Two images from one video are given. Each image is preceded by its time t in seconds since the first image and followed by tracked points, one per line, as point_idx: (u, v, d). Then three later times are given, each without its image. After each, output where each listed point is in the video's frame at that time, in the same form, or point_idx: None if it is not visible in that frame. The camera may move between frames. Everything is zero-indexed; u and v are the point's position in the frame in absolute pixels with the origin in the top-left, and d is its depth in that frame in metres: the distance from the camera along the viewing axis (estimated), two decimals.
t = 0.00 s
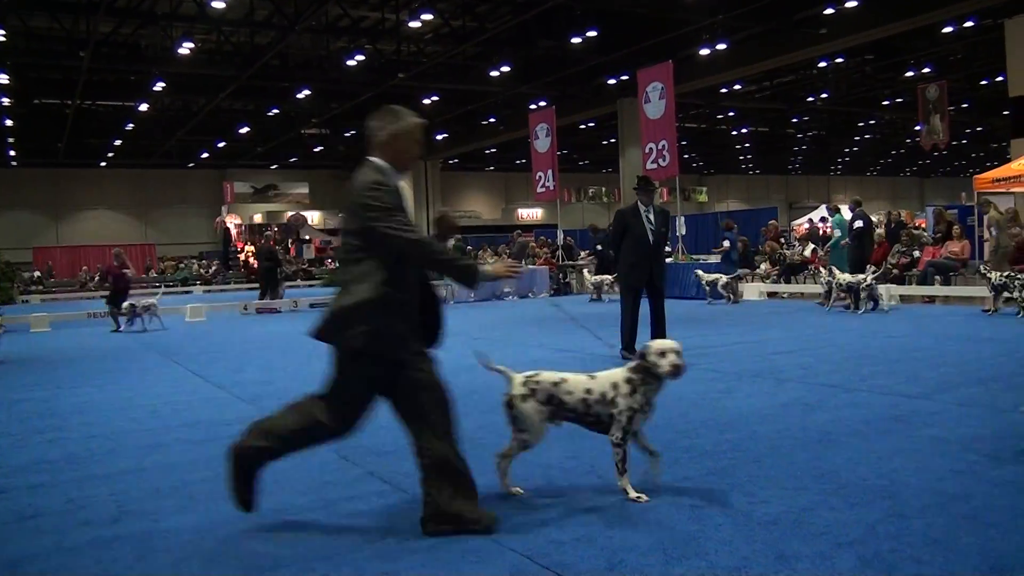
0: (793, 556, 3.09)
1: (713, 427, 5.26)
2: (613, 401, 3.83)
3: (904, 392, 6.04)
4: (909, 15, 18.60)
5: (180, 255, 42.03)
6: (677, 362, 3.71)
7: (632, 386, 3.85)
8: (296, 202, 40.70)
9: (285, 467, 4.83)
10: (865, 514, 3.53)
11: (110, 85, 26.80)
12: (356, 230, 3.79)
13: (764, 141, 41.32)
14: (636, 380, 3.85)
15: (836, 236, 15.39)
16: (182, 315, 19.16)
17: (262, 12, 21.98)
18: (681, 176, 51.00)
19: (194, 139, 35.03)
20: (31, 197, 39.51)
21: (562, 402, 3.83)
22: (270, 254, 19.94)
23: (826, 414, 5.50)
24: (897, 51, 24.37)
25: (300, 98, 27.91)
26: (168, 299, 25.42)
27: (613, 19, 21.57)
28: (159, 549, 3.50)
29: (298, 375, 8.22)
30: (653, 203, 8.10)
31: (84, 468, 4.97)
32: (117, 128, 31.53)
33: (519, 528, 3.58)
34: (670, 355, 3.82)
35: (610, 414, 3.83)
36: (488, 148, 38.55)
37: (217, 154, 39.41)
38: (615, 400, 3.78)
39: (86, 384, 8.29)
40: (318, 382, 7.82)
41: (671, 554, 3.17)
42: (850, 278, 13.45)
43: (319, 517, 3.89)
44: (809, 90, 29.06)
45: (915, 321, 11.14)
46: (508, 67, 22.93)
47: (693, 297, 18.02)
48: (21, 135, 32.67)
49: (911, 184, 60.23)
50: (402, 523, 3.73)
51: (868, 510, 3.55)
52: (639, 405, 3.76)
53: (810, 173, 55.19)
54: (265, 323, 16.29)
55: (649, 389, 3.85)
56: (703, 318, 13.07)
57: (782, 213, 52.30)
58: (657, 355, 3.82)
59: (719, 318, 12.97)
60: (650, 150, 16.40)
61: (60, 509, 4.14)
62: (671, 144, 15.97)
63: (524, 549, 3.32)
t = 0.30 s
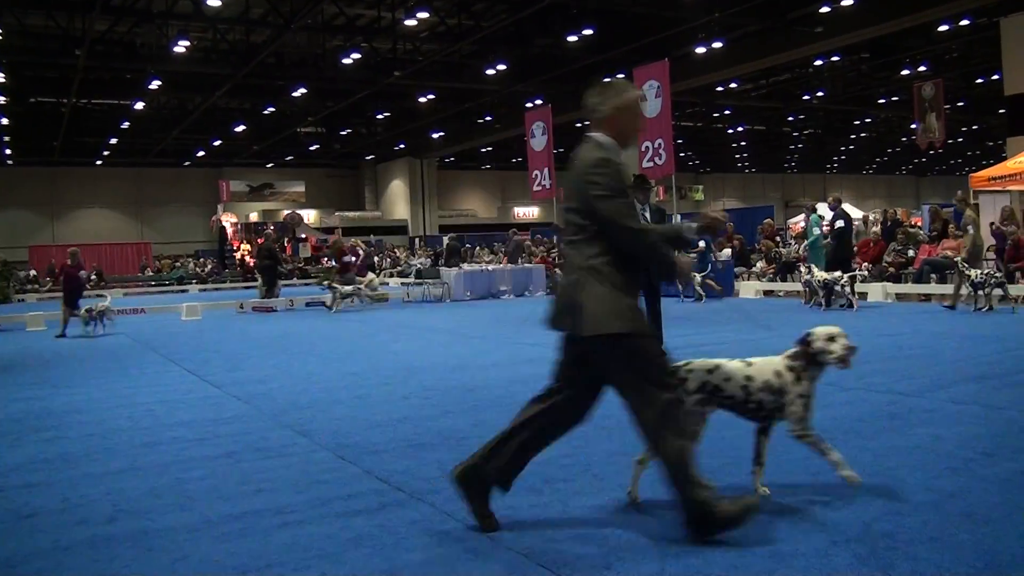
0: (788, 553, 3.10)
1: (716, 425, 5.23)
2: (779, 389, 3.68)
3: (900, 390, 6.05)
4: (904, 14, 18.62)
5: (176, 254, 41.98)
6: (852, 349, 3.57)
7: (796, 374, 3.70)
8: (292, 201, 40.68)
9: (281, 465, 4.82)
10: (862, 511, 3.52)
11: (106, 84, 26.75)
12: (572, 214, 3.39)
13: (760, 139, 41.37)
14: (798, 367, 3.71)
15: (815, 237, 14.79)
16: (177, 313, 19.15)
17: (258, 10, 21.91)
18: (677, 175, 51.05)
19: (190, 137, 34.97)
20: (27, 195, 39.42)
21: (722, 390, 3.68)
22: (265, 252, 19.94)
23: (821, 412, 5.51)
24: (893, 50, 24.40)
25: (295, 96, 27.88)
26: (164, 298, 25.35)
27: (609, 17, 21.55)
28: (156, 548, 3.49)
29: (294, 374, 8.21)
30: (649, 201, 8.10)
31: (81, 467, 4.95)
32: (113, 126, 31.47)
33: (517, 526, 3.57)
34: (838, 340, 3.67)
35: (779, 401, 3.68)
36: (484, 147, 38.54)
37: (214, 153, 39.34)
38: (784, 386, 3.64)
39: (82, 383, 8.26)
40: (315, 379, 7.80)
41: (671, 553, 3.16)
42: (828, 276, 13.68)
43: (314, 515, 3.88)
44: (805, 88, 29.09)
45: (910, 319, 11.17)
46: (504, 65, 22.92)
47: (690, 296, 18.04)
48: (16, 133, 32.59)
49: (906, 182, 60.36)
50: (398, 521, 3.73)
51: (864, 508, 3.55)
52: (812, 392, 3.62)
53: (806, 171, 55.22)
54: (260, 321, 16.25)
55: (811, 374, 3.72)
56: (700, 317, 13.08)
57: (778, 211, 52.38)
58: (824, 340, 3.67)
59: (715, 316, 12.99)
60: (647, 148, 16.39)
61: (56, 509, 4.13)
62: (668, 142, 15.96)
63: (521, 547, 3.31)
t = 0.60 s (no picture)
0: (784, 552, 3.10)
1: (713, 425, 5.24)
2: (914, 381, 3.68)
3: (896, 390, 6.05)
4: (901, 13, 18.63)
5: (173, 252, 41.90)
6: (1000, 338, 3.61)
7: (931, 368, 3.71)
8: (289, 199, 40.61)
9: (277, 463, 4.81)
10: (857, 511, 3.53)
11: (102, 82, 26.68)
12: (824, 209, 3.31)
13: (757, 138, 41.42)
14: (936, 360, 3.71)
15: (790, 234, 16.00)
16: (174, 312, 19.14)
17: (255, 9, 21.86)
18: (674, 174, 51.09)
19: (186, 135, 34.90)
20: (23, 194, 39.30)
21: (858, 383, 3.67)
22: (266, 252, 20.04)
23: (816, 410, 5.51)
24: (891, 48, 24.41)
25: (293, 95, 27.86)
26: (161, 296, 25.31)
27: (607, 17, 21.56)
28: (152, 547, 3.48)
29: (291, 373, 8.19)
30: (646, 201, 8.09)
31: (76, 465, 4.93)
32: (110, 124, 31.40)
33: (512, 525, 3.56)
34: (982, 333, 3.73)
35: (909, 394, 3.69)
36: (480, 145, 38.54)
37: (211, 151, 39.27)
38: (922, 379, 3.64)
39: (77, 381, 8.23)
40: (310, 378, 7.78)
41: (669, 552, 3.16)
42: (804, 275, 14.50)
43: (309, 514, 3.86)
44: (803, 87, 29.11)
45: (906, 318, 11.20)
46: (501, 64, 22.93)
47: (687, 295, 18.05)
48: (13, 132, 32.54)
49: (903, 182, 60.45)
50: (394, 519, 3.72)
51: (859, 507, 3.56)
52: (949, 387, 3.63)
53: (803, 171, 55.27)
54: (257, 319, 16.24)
55: (950, 369, 3.73)
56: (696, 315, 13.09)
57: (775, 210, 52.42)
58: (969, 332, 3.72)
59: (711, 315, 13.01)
60: (644, 147, 16.41)
61: (51, 508, 4.11)
62: (665, 141, 15.97)
63: (516, 546, 3.30)
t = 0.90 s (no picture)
0: (782, 551, 3.10)
1: (709, 424, 5.24)
2: None
3: (891, 390, 6.06)
4: (898, 14, 18.65)
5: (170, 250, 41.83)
6: None
7: None
8: (286, 198, 40.57)
9: (274, 462, 4.80)
10: (856, 510, 3.54)
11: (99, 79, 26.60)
12: None
13: (754, 138, 41.48)
14: None
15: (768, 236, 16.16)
16: (170, 310, 19.14)
17: (253, 6, 21.81)
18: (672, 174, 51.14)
19: (183, 133, 34.84)
20: (19, 191, 39.18)
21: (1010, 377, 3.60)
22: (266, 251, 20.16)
23: (814, 411, 5.51)
24: (889, 49, 24.38)
25: (290, 93, 27.85)
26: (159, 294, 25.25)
27: (605, 16, 21.56)
28: (147, 545, 3.47)
29: (287, 371, 8.16)
30: (643, 200, 8.10)
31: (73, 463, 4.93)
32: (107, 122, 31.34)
33: (509, 523, 3.57)
34: None
35: None
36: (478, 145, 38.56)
37: (208, 149, 39.22)
38: None
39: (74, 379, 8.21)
40: (310, 377, 7.76)
41: (666, 551, 3.15)
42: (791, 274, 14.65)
43: (306, 513, 3.85)
44: (801, 88, 29.14)
45: (903, 318, 11.22)
46: (499, 63, 22.93)
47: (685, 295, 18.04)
48: (10, 129, 32.47)
49: (899, 183, 60.53)
50: (391, 518, 3.72)
51: (857, 507, 3.57)
52: None
53: (800, 171, 55.33)
54: (255, 318, 16.21)
55: None
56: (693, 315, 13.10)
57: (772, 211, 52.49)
58: None
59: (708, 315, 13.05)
60: (641, 147, 16.41)
61: (50, 506, 4.10)
62: (662, 141, 15.97)
63: (513, 544, 3.31)
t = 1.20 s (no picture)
0: (781, 552, 3.09)
1: (706, 424, 5.24)
2: None
3: (891, 390, 6.07)
4: (898, 15, 18.65)
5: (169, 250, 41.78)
6: None
7: None
8: (285, 196, 40.53)
9: (272, 461, 4.79)
10: (854, 511, 3.53)
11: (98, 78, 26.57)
12: None
13: (754, 139, 41.49)
14: None
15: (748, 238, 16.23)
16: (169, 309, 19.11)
17: (252, 6, 21.77)
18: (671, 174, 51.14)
19: (182, 132, 34.82)
20: (18, 190, 39.13)
21: None
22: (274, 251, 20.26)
23: (812, 411, 5.52)
24: (888, 50, 24.38)
25: (289, 92, 27.83)
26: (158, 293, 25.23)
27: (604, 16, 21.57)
28: (144, 545, 3.46)
29: (285, 370, 8.14)
30: (642, 200, 8.09)
31: (71, 463, 4.92)
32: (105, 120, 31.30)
33: (507, 523, 3.56)
34: None
35: None
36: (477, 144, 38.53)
37: (207, 148, 39.18)
38: None
39: (72, 378, 8.18)
40: (309, 377, 7.73)
41: (664, 551, 3.15)
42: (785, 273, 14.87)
43: (304, 512, 3.85)
44: (800, 88, 29.15)
45: (903, 319, 11.21)
46: (498, 63, 22.93)
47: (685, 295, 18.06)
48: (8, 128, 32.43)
49: (899, 182, 60.52)
50: (390, 517, 3.71)
51: (856, 508, 3.56)
52: None
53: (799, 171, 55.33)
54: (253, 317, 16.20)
55: None
56: (692, 315, 13.11)
57: (771, 210, 52.49)
58: None
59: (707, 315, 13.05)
60: (641, 147, 16.42)
61: (46, 506, 4.08)
62: (661, 141, 15.98)
63: (511, 545, 3.30)
